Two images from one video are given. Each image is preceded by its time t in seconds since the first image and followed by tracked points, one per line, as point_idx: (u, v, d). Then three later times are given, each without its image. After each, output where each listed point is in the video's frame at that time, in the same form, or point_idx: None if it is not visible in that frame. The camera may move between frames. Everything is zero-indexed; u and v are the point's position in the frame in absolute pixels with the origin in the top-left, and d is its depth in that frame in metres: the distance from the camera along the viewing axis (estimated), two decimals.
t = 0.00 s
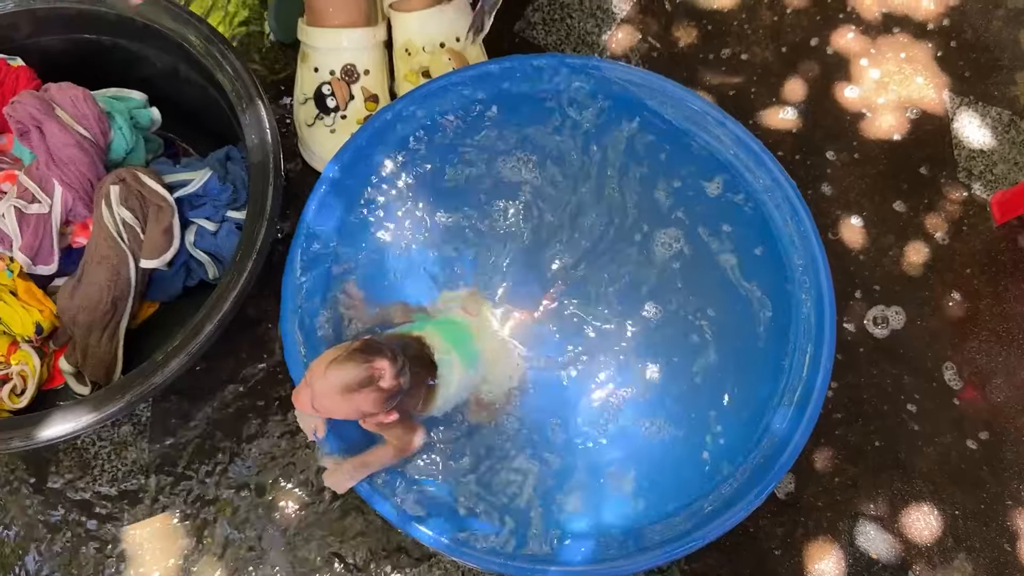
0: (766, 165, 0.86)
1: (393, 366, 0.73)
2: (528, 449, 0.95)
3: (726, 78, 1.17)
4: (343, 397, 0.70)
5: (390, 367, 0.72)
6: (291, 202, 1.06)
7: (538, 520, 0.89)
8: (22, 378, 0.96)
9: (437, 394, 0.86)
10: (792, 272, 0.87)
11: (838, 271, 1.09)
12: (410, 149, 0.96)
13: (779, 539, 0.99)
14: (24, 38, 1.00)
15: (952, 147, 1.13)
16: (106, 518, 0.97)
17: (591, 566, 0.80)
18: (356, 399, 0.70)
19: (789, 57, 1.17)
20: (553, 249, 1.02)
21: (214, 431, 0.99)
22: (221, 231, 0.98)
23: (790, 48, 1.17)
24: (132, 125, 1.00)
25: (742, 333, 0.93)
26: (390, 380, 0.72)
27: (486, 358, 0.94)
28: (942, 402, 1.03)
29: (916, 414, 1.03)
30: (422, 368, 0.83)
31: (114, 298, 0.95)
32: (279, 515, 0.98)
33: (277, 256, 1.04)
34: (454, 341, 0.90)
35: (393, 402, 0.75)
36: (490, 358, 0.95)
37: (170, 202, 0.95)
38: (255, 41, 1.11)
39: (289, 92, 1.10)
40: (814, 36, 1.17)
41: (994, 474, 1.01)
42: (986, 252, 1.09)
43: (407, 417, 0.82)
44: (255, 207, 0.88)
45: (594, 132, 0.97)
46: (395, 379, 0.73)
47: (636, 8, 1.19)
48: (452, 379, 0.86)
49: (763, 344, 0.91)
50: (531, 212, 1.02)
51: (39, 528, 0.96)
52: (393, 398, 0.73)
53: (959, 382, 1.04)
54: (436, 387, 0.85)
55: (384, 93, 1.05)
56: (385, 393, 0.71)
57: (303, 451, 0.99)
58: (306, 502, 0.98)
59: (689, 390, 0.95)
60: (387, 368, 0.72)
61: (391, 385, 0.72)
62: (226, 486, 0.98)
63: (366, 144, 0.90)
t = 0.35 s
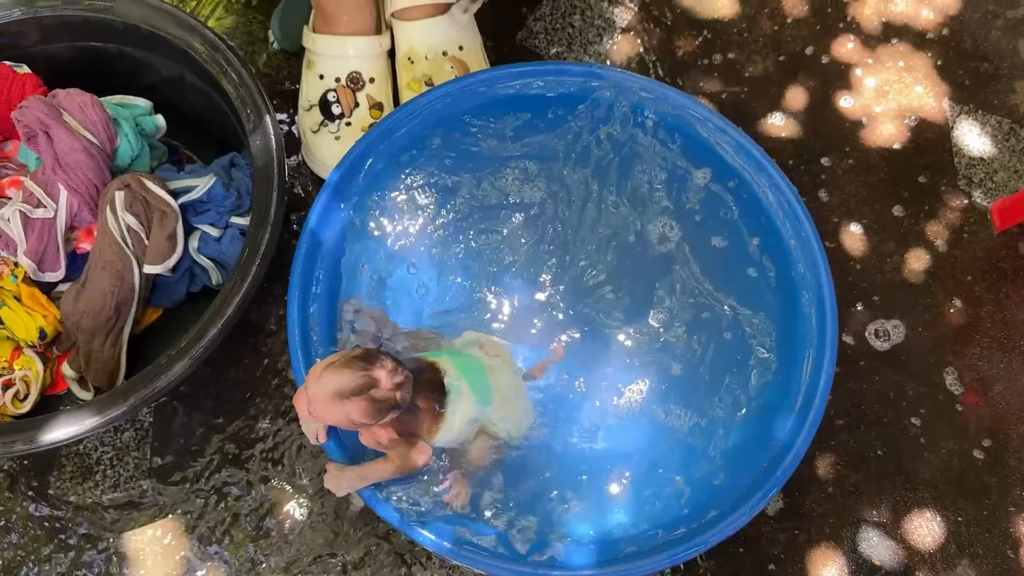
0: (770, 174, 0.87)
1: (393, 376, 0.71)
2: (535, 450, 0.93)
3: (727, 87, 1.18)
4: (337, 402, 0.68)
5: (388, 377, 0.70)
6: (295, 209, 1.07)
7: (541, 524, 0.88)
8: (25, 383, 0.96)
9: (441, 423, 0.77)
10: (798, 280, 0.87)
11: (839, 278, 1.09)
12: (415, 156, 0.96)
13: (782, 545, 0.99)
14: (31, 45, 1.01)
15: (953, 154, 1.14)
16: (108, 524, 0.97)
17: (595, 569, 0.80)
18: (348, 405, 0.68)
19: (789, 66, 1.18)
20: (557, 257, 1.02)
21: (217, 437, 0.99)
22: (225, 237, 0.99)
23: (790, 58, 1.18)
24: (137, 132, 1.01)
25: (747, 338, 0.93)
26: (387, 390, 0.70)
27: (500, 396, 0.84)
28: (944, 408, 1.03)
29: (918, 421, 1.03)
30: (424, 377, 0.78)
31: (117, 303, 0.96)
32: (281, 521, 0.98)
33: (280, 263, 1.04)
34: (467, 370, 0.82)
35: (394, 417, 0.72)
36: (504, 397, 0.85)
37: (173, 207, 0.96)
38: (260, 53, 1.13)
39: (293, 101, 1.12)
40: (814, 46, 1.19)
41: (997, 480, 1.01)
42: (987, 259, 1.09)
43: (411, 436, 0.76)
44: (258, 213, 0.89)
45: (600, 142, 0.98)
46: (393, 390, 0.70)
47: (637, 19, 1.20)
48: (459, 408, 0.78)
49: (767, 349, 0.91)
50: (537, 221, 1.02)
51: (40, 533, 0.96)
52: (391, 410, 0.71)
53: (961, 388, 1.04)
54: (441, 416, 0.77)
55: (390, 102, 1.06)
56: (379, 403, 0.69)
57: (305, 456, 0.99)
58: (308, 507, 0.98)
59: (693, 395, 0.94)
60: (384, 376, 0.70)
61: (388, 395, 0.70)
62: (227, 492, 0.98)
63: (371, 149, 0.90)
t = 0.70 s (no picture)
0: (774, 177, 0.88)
1: (405, 365, 0.74)
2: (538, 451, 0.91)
3: (728, 92, 1.18)
4: (350, 385, 0.72)
5: (402, 364, 0.74)
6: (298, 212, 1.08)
7: (543, 524, 0.87)
8: (28, 384, 0.96)
9: (450, 427, 0.81)
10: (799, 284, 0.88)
11: (841, 281, 1.09)
12: (413, 158, 0.96)
13: (785, 548, 0.99)
14: (37, 48, 1.02)
15: (954, 158, 1.14)
16: (110, 525, 0.96)
17: (601, 569, 0.79)
18: (361, 386, 0.72)
19: (790, 71, 1.19)
20: (551, 259, 1.01)
21: (219, 438, 0.99)
22: (228, 238, 0.99)
23: (791, 63, 1.19)
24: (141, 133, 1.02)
25: (747, 339, 0.93)
26: (400, 378, 0.73)
27: (508, 423, 0.87)
28: (947, 411, 1.03)
29: (921, 424, 1.03)
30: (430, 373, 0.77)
31: (121, 304, 0.96)
32: (282, 522, 0.97)
33: (283, 264, 1.05)
34: (484, 391, 0.88)
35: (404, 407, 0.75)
36: (514, 423, 0.88)
37: (178, 207, 0.96)
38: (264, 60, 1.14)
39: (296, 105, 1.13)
40: (815, 51, 1.19)
41: (1001, 483, 1.00)
42: (989, 262, 1.10)
43: (418, 432, 0.77)
44: (261, 213, 0.89)
45: (600, 145, 0.98)
46: (405, 377, 0.73)
47: (639, 25, 1.21)
48: (470, 414, 0.83)
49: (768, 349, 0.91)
50: (536, 224, 1.01)
51: (41, 535, 0.96)
52: (403, 397, 0.73)
53: (964, 391, 1.04)
54: (450, 423, 0.81)
55: (395, 101, 1.08)
56: (391, 388, 0.72)
57: (307, 457, 0.99)
58: (310, 508, 0.98)
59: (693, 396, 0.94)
60: (396, 362, 0.73)
61: (401, 382, 0.73)
62: (229, 493, 0.98)
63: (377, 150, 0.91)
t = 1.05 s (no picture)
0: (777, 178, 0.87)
1: (369, 358, 0.69)
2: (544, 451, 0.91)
3: (729, 98, 1.19)
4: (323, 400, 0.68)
5: (364, 360, 0.68)
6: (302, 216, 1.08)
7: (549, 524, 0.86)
8: (30, 386, 0.96)
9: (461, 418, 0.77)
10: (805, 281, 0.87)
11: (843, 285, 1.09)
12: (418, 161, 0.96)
13: (790, 552, 0.98)
14: (44, 53, 1.03)
15: (955, 165, 1.15)
16: (110, 528, 0.96)
17: (607, 568, 0.78)
18: (329, 402, 0.67)
19: (791, 78, 1.19)
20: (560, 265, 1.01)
21: (220, 441, 0.99)
22: (232, 241, 0.99)
23: (792, 70, 1.20)
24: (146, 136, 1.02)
25: (752, 342, 0.92)
26: (366, 373, 0.68)
27: (518, 408, 0.84)
28: (951, 415, 1.03)
29: (925, 428, 1.02)
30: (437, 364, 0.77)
31: (124, 306, 0.96)
32: (284, 525, 0.97)
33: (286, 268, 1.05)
34: (496, 381, 0.82)
35: (399, 399, 0.70)
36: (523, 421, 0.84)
37: (182, 209, 0.97)
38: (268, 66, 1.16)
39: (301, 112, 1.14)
40: (815, 58, 1.20)
41: (1007, 487, 1.00)
42: (991, 268, 1.10)
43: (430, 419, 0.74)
44: (266, 214, 0.89)
45: (602, 150, 0.98)
46: (368, 373, 0.68)
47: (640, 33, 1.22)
48: (480, 404, 0.78)
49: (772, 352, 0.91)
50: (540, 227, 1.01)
51: (42, 538, 0.95)
52: (382, 391, 0.69)
53: (969, 395, 1.03)
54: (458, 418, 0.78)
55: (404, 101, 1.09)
56: (361, 388, 0.68)
57: (307, 460, 0.98)
58: (311, 511, 0.97)
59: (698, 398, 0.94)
60: (352, 362, 0.68)
61: (372, 377, 0.68)
62: (230, 495, 0.97)
63: (379, 153, 0.91)
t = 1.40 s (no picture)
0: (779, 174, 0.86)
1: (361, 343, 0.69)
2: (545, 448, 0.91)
3: (730, 101, 1.19)
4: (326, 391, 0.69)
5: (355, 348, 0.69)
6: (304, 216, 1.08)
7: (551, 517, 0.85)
8: (30, 383, 0.95)
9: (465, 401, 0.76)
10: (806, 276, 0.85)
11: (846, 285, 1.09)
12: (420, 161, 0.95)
13: (795, 552, 0.97)
14: (50, 52, 1.03)
15: (957, 167, 1.15)
16: (109, 526, 0.95)
17: (610, 562, 0.77)
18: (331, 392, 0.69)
19: (792, 81, 1.20)
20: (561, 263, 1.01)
21: (221, 439, 0.98)
22: (235, 238, 0.99)
23: (793, 74, 1.20)
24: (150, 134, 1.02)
25: (755, 339, 0.91)
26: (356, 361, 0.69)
27: (518, 404, 0.83)
28: (956, 414, 1.02)
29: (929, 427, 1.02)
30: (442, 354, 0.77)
31: (126, 302, 0.96)
32: (284, 523, 0.96)
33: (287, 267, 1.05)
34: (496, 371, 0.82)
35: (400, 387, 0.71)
36: (519, 410, 0.83)
37: (185, 206, 0.97)
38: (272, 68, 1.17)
39: (304, 114, 1.15)
40: (816, 62, 1.21)
41: (1013, 487, 0.99)
42: (994, 268, 1.10)
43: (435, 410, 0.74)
44: (269, 207, 0.89)
45: (604, 149, 0.98)
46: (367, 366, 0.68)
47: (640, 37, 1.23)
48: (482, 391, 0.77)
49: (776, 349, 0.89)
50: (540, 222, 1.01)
51: (39, 536, 0.94)
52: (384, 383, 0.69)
53: (973, 395, 1.03)
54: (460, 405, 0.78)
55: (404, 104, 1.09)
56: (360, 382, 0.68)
57: (309, 457, 0.98)
58: (311, 509, 0.96)
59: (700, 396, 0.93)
60: (335, 349, 0.67)
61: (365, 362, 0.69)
62: (231, 493, 0.96)
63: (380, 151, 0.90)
